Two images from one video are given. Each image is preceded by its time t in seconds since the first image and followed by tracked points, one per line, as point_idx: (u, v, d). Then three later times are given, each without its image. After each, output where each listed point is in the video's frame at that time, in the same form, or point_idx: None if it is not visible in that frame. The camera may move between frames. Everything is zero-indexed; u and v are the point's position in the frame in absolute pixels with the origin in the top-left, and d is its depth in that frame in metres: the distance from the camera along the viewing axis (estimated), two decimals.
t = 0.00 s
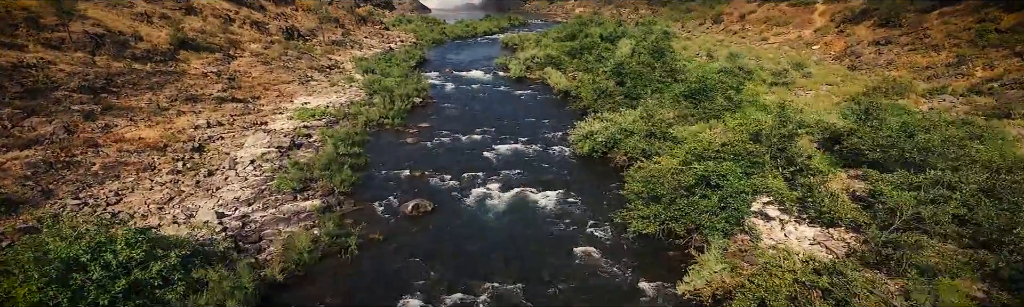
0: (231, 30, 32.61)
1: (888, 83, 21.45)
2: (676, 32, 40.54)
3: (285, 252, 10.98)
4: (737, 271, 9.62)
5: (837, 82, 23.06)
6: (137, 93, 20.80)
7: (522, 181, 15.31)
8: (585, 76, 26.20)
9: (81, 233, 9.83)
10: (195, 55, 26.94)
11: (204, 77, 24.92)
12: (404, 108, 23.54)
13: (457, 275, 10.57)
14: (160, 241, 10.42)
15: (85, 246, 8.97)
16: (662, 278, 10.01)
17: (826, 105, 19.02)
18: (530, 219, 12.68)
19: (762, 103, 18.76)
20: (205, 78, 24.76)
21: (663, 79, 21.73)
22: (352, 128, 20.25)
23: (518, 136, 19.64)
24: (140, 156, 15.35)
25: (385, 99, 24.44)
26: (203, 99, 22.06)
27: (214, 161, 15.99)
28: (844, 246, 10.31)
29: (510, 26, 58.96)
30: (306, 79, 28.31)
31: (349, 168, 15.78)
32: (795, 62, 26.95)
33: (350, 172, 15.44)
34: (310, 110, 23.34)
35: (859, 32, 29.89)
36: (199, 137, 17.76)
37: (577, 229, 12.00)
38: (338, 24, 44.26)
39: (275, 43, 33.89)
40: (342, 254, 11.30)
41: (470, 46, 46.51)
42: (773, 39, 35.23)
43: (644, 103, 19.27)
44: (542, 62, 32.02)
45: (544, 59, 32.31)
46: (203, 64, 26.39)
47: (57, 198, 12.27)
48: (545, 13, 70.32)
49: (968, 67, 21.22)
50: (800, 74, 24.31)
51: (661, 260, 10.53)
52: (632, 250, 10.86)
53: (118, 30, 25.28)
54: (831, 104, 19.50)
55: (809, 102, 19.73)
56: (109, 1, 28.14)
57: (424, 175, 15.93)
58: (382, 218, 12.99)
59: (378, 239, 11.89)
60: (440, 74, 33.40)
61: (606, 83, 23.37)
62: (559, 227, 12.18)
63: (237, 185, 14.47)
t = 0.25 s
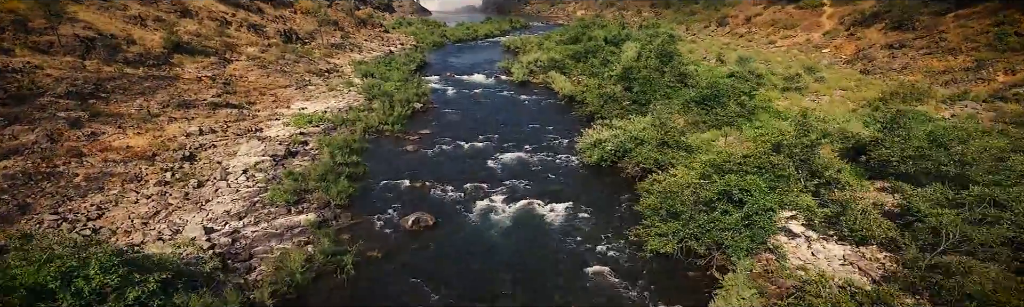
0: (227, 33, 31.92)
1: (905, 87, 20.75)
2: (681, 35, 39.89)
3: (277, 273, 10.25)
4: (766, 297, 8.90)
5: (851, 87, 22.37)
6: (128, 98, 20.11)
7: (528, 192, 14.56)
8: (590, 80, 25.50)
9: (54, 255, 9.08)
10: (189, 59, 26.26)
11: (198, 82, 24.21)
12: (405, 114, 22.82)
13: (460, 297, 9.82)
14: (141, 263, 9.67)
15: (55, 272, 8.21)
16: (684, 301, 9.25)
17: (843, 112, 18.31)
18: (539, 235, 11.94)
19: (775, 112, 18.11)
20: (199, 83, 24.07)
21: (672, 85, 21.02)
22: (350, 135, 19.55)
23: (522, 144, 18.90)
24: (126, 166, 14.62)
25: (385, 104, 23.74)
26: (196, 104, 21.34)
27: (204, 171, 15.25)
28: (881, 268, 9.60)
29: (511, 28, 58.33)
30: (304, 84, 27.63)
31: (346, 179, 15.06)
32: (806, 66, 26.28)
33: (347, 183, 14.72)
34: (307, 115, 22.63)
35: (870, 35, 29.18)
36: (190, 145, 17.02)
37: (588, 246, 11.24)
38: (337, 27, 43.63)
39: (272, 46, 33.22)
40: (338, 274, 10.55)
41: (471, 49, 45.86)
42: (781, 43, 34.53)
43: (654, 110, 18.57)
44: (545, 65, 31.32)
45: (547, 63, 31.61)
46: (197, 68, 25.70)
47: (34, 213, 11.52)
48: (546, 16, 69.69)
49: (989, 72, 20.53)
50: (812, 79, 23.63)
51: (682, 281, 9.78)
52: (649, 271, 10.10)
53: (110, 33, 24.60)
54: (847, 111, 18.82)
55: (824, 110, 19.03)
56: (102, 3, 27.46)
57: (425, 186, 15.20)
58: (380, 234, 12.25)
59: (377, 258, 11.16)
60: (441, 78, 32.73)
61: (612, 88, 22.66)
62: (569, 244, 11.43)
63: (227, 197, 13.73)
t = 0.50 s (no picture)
0: (223, 36, 31.17)
1: (925, 92, 19.99)
2: (687, 38, 39.17)
3: (265, 300, 9.47)
4: None
5: (867, 93, 21.63)
6: (117, 105, 19.36)
7: (536, 206, 13.76)
8: (596, 85, 24.74)
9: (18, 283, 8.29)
10: (183, 63, 25.52)
11: (191, 87, 23.44)
12: (404, 120, 22.06)
13: None
14: (116, 290, 8.87)
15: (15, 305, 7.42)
16: None
17: (862, 121, 17.55)
18: (547, 255, 11.24)
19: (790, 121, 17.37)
20: (192, 88, 23.32)
21: (682, 90, 20.25)
22: (348, 143, 18.78)
23: (528, 152, 18.11)
24: (110, 178, 13.84)
25: (384, 110, 22.98)
26: (188, 110, 20.55)
27: (193, 183, 14.45)
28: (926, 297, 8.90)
29: (513, 31, 57.63)
30: (301, 89, 26.89)
31: (342, 191, 14.27)
32: (817, 71, 25.55)
33: (344, 197, 13.93)
34: (303, 122, 21.86)
35: (883, 39, 28.42)
36: (179, 155, 16.23)
37: (601, 270, 10.49)
38: (336, 30, 42.92)
39: (269, 50, 32.48)
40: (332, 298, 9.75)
41: (472, 52, 45.14)
42: (789, 46, 33.78)
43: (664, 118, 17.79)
44: (549, 69, 30.55)
45: (550, 67, 30.86)
46: (190, 73, 24.95)
47: (5, 232, 10.71)
48: (547, 19, 68.98)
49: (1011, 76, 19.78)
50: (825, 84, 22.89)
51: None
52: (671, 299, 9.32)
53: (100, 37, 23.86)
54: (866, 118, 18.08)
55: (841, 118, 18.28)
56: (94, 6, 26.71)
57: (425, 198, 14.42)
58: (378, 252, 11.48)
59: (375, 280, 10.42)
60: (441, 82, 31.99)
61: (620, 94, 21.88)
62: (580, 267, 10.68)
63: (216, 212, 12.94)
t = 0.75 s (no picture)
0: (218, 39, 30.47)
1: (945, 98, 19.28)
2: (692, 41, 38.48)
3: None
4: None
5: (883, 98, 20.91)
6: (106, 111, 18.64)
7: (544, 219, 13.03)
8: (602, 90, 24.00)
9: None
10: (176, 67, 24.79)
11: (184, 92, 22.71)
12: (404, 127, 21.33)
13: None
14: None
15: None
16: None
17: (882, 129, 16.83)
18: (555, 276, 10.50)
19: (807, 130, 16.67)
20: (185, 93, 22.60)
21: (693, 96, 19.53)
22: (346, 152, 18.04)
23: (533, 160, 17.37)
24: (92, 190, 13.09)
25: (383, 116, 22.26)
26: (180, 117, 19.82)
27: (181, 195, 13.70)
28: None
29: (514, 34, 56.95)
30: (298, 94, 26.16)
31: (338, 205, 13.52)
32: (829, 75, 24.85)
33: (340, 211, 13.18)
34: (300, 128, 21.13)
35: (895, 42, 27.70)
36: (168, 165, 15.49)
37: (616, 296, 9.77)
38: (335, 33, 42.22)
39: (266, 54, 31.78)
40: None
41: (473, 55, 44.44)
42: (798, 50, 33.08)
43: (676, 125, 17.07)
44: (552, 73, 29.84)
45: (554, 71, 30.15)
46: (184, 77, 24.23)
47: None
48: (549, 21, 68.33)
49: None
50: (839, 89, 22.18)
51: None
52: None
53: (91, 40, 23.15)
54: (885, 125, 17.37)
55: (859, 126, 17.55)
56: (85, 9, 26.01)
57: (426, 213, 13.68)
58: (376, 272, 10.73)
59: (372, 303, 9.69)
60: (442, 86, 31.28)
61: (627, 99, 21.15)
62: (594, 291, 9.96)
63: (204, 227, 12.18)
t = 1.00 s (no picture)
0: (213, 43, 29.72)
1: (968, 103, 18.51)
2: (697, 45, 37.75)
3: None
4: None
5: (901, 103, 20.15)
6: (92, 118, 17.88)
7: (553, 236, 12.23)
8: (608, 95, 23.25)
9: None
10: (168, 72, 24.02)
11: (176, 97, 21.94)
12: (404, 134, 20.57)
13: None
14: None
15: None
16: None
17: (905, 138, 16.07)
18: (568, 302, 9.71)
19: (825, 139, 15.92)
20: (177, 98, 21.84)
21: (705, 102, 18.77)
22: (343, 161, 17.27)
23: (539, 170, 16.56)
24: (71, 204, 12.29)
25: (382, 123, 21.51)
26: (170, 123, 19.05)
27: (166, 209, 12.91)
28: None
29: (515, 37, 56.26)
30: (294, 99, 25.40)
31: (333, 220, 12.73)
32: (842, 80, 24.11)
33: (335, 226, 12.39)
34: (295, 136, 20.36)
35: (909, 46, 26.98)
36: (154, 175, 14.70)
37: None
38: (334, 36, 41.49)
39: (262, 58, 31.02)
40: None
41: (473, 59, 43.71)
42: (807, 54, 32.34)
43: (689, 133, 16.31)
44: (556, 78, 29.10)
45: (558, 75, 29.40)
46: (176, 81, 23.47)
47: None
48: (550, 24, 67.61)
49: None
50: (854, 93, 21.43)
51: None
52: None
53: (79, 44, 22.39)
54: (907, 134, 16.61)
55: (880, 134, 16.80)
56: (75, 12, 25.25)
57: (427, 228, 12.86)
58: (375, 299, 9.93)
59: None
60: (443, 91, 30.54)
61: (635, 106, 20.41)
62: None
63: (189, 245, 11.39)
